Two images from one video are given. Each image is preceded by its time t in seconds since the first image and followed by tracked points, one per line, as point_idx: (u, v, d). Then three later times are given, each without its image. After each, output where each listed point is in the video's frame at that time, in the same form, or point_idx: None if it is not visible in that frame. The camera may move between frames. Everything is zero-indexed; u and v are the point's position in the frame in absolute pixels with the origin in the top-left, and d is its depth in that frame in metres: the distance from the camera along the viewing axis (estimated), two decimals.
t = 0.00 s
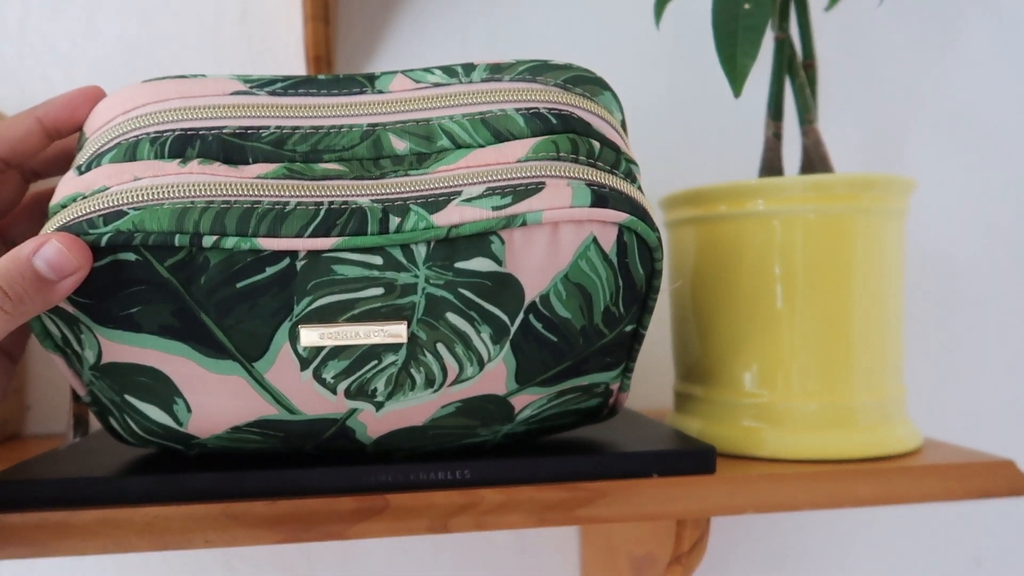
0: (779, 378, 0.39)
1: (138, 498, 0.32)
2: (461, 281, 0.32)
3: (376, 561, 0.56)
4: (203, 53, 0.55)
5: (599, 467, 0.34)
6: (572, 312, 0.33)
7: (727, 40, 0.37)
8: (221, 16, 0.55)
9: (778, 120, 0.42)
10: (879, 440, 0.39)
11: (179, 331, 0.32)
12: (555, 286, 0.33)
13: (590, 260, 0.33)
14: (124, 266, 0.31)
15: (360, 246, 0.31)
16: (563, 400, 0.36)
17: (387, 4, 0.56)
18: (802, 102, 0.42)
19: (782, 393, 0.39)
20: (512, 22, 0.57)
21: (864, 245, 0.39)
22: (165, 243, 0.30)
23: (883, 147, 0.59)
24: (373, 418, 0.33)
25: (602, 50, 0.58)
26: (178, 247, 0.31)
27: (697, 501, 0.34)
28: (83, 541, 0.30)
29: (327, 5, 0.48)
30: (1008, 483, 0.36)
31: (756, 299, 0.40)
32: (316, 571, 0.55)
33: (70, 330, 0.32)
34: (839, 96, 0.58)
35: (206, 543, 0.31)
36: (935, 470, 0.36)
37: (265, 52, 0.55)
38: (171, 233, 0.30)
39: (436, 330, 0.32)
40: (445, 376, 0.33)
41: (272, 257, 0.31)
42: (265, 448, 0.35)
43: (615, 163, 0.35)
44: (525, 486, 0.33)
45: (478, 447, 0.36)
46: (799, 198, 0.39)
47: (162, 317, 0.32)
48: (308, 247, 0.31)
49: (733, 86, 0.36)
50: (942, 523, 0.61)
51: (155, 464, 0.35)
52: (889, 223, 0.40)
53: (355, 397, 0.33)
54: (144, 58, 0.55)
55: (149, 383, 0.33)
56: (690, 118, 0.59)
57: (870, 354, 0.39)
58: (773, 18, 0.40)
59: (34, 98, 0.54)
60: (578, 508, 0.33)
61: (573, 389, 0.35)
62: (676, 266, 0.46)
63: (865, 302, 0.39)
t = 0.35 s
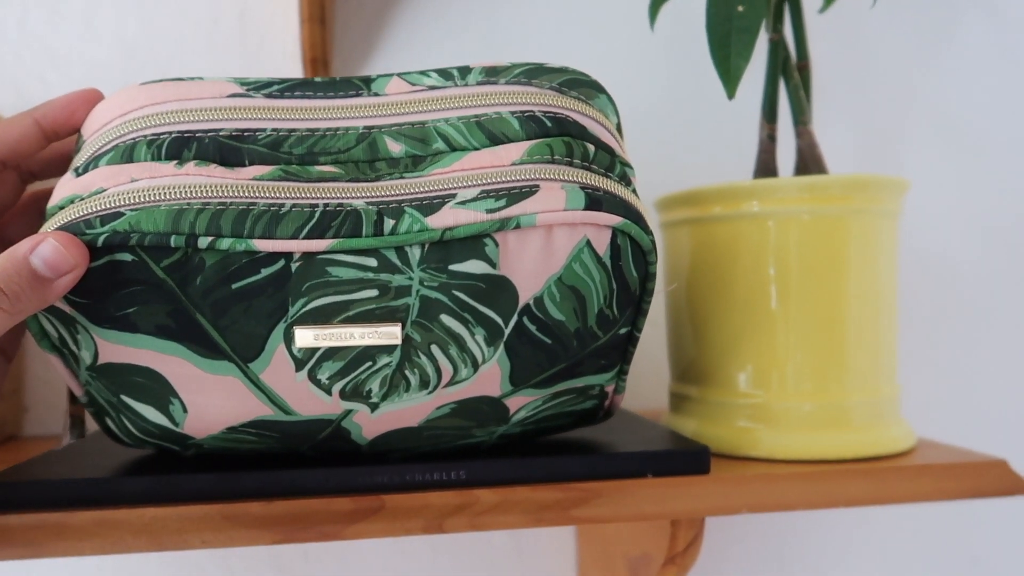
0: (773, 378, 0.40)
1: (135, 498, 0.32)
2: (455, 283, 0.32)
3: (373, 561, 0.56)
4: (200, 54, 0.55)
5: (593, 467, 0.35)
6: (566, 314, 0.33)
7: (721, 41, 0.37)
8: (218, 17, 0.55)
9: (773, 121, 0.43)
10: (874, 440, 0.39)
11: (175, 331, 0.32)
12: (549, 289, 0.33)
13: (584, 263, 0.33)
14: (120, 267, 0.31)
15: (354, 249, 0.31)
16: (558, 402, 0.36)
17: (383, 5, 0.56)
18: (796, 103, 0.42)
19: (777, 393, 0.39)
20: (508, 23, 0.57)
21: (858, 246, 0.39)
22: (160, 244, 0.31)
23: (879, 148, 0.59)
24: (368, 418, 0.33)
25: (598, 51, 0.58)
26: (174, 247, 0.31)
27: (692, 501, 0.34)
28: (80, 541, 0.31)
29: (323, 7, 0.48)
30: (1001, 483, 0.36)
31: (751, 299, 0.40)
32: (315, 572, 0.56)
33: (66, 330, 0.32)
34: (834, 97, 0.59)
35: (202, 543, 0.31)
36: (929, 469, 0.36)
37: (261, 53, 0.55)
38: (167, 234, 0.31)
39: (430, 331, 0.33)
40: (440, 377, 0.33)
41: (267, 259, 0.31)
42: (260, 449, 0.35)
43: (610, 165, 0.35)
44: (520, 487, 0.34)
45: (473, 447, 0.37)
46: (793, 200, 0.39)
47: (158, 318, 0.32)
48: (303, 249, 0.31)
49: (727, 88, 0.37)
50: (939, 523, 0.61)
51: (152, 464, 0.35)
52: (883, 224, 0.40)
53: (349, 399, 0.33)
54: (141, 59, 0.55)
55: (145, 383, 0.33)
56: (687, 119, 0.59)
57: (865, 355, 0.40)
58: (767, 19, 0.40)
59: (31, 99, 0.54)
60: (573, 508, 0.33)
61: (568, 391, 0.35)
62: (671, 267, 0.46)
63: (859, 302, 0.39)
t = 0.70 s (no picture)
0: (771, 381, 0.40)
1: (133, 502, 0.32)
2: (453, 275, 0.32)
3: (372, 564, 0.56)
4: (199, 57, 0.55)
5: (590, 470, 0.35)
6: (563, 309, 0.34)
7: (718, 45, 0.37)
8: (217, 20, 0.55)
9: (770, 124, 0.43)
10: (871, 443, 0.39)
11: (177, 319, 0.32)
12: (546, 283, 0.33)
13: (580, 257, 0.33)
14: (125, 253, 0.31)
15: (355, 239, 0.31)
16: (555, 403, 0.36)
17: (382, 8, 0.56)
18: (793, 106, 0.42)
19: (774, 396, 0.40)
20: (506, 26, 0.57)
21: (855, 249, 0.39)
22: (165, 230, 0.31)
23: (876, 151, 0.59)
24: (365, 414, 0.33)
25: (596, 53, 0.58)
26: (179, 234, 0.31)
27: (689, 504, 0.34)
28: (78, 544, 0.31)
29: (321, 10, 0.48)
30: (998, 486, 0.36)
31: (748, 303, 0.40)
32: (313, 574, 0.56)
33: (70, 319, 0.32)
34: (832, 100, 0.59)
35: (200, 547, 0.31)
36: (926, 472, 0.36)
37: (260, 56, 0.55)
38: (172, 220, 0.31)
39: (428, 323, 0.33)
40: (438, 371, 0.33)
41: (269, 248, 0.31)
42: (257, 447, 0.35)
43: (607, 166, 0.35)
44: (518, 490, 0.34)
45: (470, 450, 0.36)
46: (790, 204, 0.39)
47: (160, 306, 0.32)
48: (305, 238, 0.31)
49: (723, 91, 0.37)
50: (936, 526, 0.61)
51: (150, 467, 0.35)
52: (879, 227, 0.40)
53: (348, 390, 0.33)
54: (139, 62, 0.55)
55: (145, 375, 0.33)
56: (685, 122, 0.59)
57: (862, 358, 0.40)
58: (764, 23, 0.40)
59: (30, 101, 0.54)
60: (570, 511, 0.34)
61: (565, 391, 0.35)
62: (668, 269, 0.46)
63: (856, 305, 0.39)
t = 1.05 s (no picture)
0: (769, 381, 0.40)
1: (131, 502, 0.32)
2: (454, 245, 0.33)
3: (369, 564, 0.56)
4: (197, 56, 0.55)
5: (588, 471, 0.35)
6: (560, 284, 0.34)
7: (717, 44, 0.37)
8: (215, 19, 0.55)
9: (769, 123, 0.43)
10: (869, 443, 0.39)
11: (185, 288, 0.32)
12: (544, 255, 0.34)
13: (577, 228, 0.34)
14: (138, 218, 0.32)
15: (360, 208, 0.32)
16: (552, 394, 0.36)
17: (381, 7, 0.56)
18: (792, 105, 0.42)
19: (773, 396, 0.39)
20: (505, 25, 0.57)
21: (854, 249, 0.39)
22: (180, 195, 0.31)
23: (875, 150, 0.59)
24: (365, 394, 0.33)
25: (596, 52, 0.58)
26: (191, 200, 0.32)
27: (687, 504, 0.34)
28: (75, 544, 0.30)
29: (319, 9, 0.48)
30: (997, 486, 0.36)
31: (748, 302, 0.40)
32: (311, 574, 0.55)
33: (80, 289, 0.33)
34: (830, 100, 0.59)
35: (197, 547, 0.31)
36: (924, 473, 0.36)
37: (258, 55, 0.55)
38: (186, 186, 0.31)
39: (429, 293, 0.33)
40: (437, 346, 0.33)
41: (277, 213, 0.32)
42: (257, 441, 0.35)
43: (602, 155, 0.35)
44: (516, 490, 0.33)
45: (468, 446, 0.36)
46: (788, 203, 0.39)
47: (170, 274, 0.32)
48: (312, 206, 0.32)
49: (722, 91, 0.37)
50: (935, 527, 0.61)
51: (148, 467, 0.35)
52: (878, 227, 0.40)
53: (348, 364, 0.33)
54: (137, 61, 0.55)
55: (150, 347, 0.33)
56: (683, 121, 0.59)
57: (860, 358, 0.40)
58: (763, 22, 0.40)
59: (29, 100, 0.54)
60: (568, 511, 0.33)
61: (561, 380, 0.35)
62: (667, 268, 0.46)
63: (855, 304, 0.39)
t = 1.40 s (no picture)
0: (761, 379, 0.39)
1: (118, 502, 0.31)
2: (442, 224, 0.33)
3: (362, 564, 0.56)
4: (189, 54, 0.54)
5: (578, 469, 0.34)
6: (547, 266, 0.34)
7: (709, 40, 0.37)
8: (206, 15, 0.54)
9: (762, 121, 0.42)
10: (861, 441, 0.39)
11: (178, 267, 0.32)
12: (530, 236, 0.34)
13: (563, 209, 0.34)
14: (133, 196, 0.32)
15: (349, 188, 0.32)
16: (542, 385, 0.35)
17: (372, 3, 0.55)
18: (785, 102, 0.42)
19: (765, 394, 0.39)
20: (498, 22, 0.57)
21: (846, 247, 0.39)
22: (175, 172, 0.32)
23: (870, 148, 0.59)
24: (354, 379, 0.33)
25: (590, 50, 0.58)
26: (185, 178, 0.32)
27: (678, 503, 0.34)
28: (60, 546, 0.30)
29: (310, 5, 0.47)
30: (988, 484, 0.36)
31: (740, 299, 0.40)
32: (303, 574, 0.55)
33: (73, 270, 0.32)
34: (825, 97, 0.58)
35: (183, 548, 0.31)
36: (916, 471, 0.36)
37: (250, 52, 0.55)
38: (181, 164, 0.32)
39: (417, 272, 0.33)
40: (425, 329, 0.33)
41: (268, 191, 0.32)
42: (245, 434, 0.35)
43: (589, 145, 0.35)
44: (505, 490, 0.33)
45: (457, 441, 0.36)
46: (780, 200, 0.39)
47: (162, 253, 0.32)
48: (303, 184, 0.32)
49: (714, 88, 0.36)
50: (929, 525, 0.61)
51: (135, 467, 0.34)
52: (871, 225, 0.40)
53: (337, 346, 0.33)
54: (127, 57, 0.54)
55: (140, 329, 0.32)
56: (677, 119, 0.59)
57: (853, 356, 0.39)
58: (756, 18, 0.40)
59: (16, 97, 0.53)
60: (558, 511, 0.33)
61: (551, 369, 0.35)
62: (659, 266, 0.46)
63: (847, 302, 0.39)
